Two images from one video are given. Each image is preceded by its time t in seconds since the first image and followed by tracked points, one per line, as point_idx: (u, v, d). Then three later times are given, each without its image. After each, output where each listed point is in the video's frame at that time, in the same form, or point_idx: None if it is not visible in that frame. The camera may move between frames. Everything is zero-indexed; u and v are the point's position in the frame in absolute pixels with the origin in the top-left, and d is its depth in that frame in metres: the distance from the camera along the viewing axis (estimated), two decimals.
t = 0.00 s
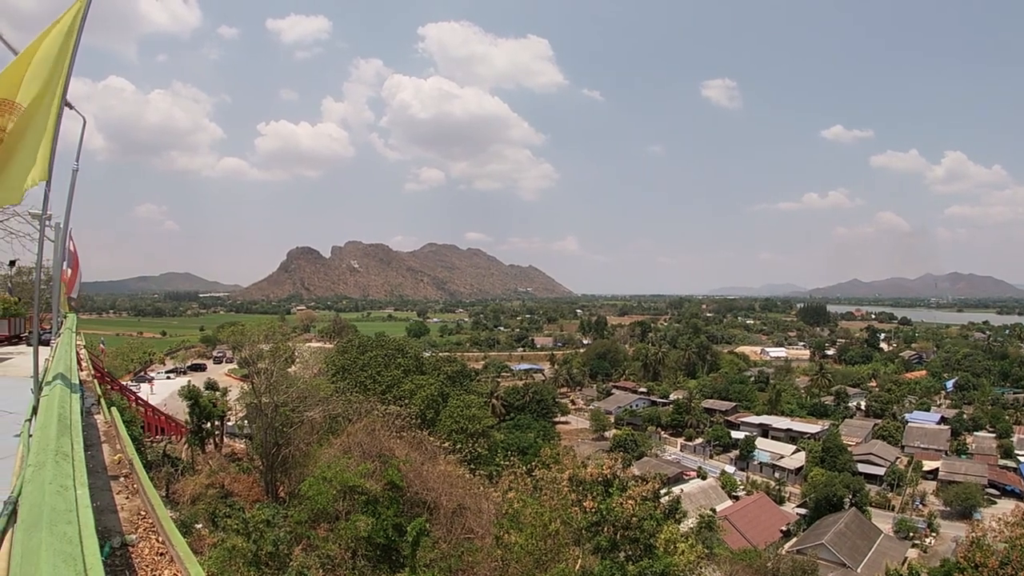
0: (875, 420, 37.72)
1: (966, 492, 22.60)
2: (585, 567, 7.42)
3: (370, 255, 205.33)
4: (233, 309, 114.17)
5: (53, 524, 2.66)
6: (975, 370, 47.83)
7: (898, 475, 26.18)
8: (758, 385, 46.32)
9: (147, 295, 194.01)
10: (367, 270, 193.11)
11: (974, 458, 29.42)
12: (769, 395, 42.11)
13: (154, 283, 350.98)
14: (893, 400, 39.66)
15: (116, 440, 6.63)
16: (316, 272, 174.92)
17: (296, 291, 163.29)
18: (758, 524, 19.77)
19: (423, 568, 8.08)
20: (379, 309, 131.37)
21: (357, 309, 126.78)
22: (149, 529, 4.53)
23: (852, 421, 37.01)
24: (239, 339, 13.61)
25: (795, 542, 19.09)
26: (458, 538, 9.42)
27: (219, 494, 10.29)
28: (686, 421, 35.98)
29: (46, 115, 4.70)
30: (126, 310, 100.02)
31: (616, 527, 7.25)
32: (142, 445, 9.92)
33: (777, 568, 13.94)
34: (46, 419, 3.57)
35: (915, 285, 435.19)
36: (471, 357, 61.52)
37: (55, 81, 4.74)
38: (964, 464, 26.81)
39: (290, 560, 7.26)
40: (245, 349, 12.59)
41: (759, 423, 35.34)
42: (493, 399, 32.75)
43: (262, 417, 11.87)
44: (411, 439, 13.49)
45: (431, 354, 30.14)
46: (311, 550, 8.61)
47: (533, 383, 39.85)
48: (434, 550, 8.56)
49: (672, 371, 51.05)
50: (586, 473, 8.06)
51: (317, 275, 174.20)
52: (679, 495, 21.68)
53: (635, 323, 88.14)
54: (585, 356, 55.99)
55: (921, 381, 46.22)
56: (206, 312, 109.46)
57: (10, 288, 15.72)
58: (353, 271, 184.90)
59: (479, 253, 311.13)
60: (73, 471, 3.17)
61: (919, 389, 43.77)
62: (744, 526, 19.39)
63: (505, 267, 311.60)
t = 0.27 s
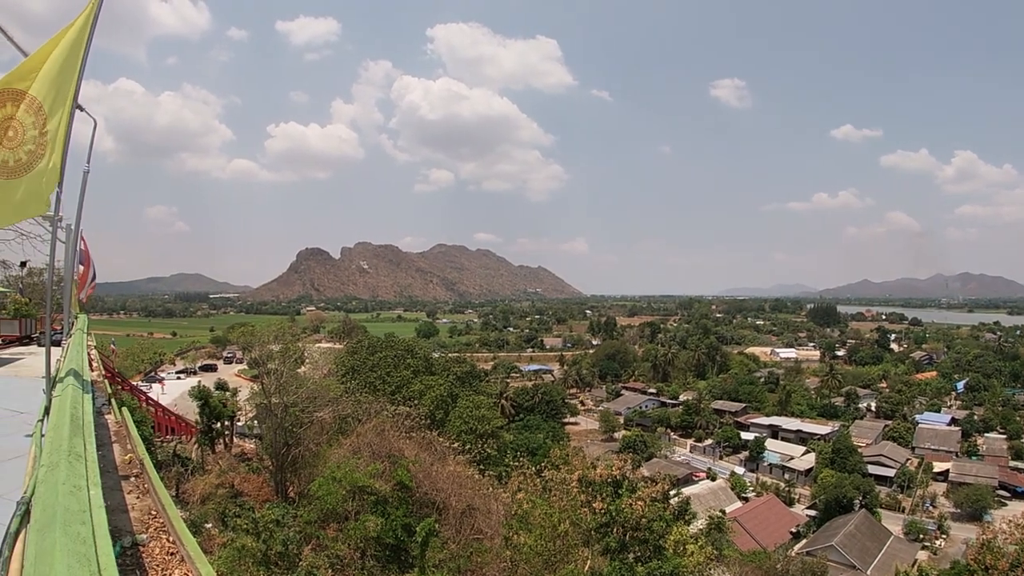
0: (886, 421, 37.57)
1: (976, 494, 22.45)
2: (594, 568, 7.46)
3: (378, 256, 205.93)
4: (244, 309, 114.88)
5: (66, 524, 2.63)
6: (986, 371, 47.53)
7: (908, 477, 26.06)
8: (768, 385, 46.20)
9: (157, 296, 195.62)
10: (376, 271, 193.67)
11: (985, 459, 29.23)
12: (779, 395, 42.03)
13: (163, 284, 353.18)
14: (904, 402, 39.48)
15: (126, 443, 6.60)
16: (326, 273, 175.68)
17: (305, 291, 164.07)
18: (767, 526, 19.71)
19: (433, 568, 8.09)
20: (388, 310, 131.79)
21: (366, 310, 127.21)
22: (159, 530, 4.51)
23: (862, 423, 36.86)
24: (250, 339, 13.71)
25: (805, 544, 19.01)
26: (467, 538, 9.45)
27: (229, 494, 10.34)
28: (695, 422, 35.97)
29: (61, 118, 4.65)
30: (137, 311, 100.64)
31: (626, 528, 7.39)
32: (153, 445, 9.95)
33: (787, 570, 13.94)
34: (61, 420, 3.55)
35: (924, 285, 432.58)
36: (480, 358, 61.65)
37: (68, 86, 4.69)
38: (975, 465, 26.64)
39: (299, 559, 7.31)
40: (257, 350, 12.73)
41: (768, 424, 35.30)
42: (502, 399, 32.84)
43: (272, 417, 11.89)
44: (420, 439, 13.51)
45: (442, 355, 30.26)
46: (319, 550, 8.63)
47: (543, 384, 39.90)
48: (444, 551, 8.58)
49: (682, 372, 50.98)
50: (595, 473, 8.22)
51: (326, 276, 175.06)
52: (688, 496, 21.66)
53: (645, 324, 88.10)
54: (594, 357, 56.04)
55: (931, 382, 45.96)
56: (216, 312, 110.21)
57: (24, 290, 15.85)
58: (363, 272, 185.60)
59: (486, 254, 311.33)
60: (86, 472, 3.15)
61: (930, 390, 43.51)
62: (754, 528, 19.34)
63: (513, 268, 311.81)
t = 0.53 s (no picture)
0: (896, 422, 37.40)
1: (987, 497, 22.31)
2: (603, 570, 7.48)
3: (386, 257, 206.54)
4: (255, 310, 115.43)
5: (80, 524, 2.63)
6: (998, 372, 47.16)
7: (919, 479, 25.91)
8: (778, 386, 46.04)
9: (167, 296, 196.82)
10: (387, 271, 193.97)
11: (996, 462, 29.02)
12: (789, 397, 41.89)
13: (173, 284, 355.36)
14: (915, 403, 39.27)
15: (137, 442, 6.62)
16: (335, 273, 176.52)
17: (315, 292, 164.77)
18: (777, 528, 19.64)
19: (442, 569, 8.12)
20: (398, 311, 132.12)
21: (375, 311, 127.59)
22: (170, 530, 4.51)
23: (873, 424, 36.70)
24: (261, 340, 13.79)
25: (815, 546, 18.92)
26: (476, 539, 9.49)
27: (238, 494, 10.41)
28: (705, 423, 35.92)
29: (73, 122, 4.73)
30: (147, 312, 101.21)
31: (635, 529, 7.46)
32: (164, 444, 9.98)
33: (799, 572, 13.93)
34: (73, 419, 3.54)
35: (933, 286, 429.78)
36: (490, 359, 61.78)
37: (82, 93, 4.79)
38: (986, 467, 26.45)
39: (308, 559, 7.35)
40: (267, 350, 12.78)
41: (779, 425, 35.20)
42: (512, 400, 32.87)
43: (283, 417, 11.94)
44: (430, 440, 13.55)
45: (453, 356, 30.32)
46: (328, 550, 8.64)
47: (553, 385, 39.94)
48: (453, 551, 8.60)
49: (692, 373, 50.89)
50: (605, 475, 8.17)
51: (336, 276, 175.85)
52: (697, 498, 21.60)
53: (655, 324, 87.94)
54: (604, 358, 56.04)
55: (942, 384, 45.66)
56: (227, 313, 110.76)
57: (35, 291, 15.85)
58: (372, 272, 186.18)
59: (494, 254, 311.85)
60: (99, 472, 3.14)
61: (941, 392, 43.25)
62: (764, 529, 19.27)
63: (520, 268, 311.92)
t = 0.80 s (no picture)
0: (907, 424, 37.24)
1: (998, 499, 22.14)
2: (612, 570, 7.45)
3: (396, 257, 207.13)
4: (265, 310, 116.00)
5: (92, 525, 2.63)
6: (1010, 373, 46.79)
7: (929, 481, 25.76)
8: (788, 387, 45.89)
9: (177, 296, 198.36)
10: (396, 271, 194.48)
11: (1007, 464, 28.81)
12: (799, 398, 41.76)
13: (181, 284, 357.43)
14: (925, 404, 39.07)
15: (149, 442, 6.65)
16: (345, 273, 177.40)
17: (323, 292, 165.48)
18: (787, 529, 19.56)
19: (450, 569, 8.13)
20: (407, 311, 132.49)
21: (384, 311, 127.94)
22: (180, 528, 4.52)
23: (883, 426, 36.52)
24: (270, 340, 13.83)
25: (825, 548, 18.83)
26: (485, 539, 9.48)
27: (247, 493, 10.47)
28: (715, 424, 35.87)
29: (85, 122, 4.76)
30: (157, 312, 101.84)
31: (644, 530, 7.40)
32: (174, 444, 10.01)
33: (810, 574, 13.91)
34: (85, 419, 3.54)
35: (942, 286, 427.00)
36: (499, 359, 61.90)
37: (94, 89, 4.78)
38: (997, 469, 26.27)
39: (317, 559, 7.38)
40: (276, 348, 12.82)
41: (789, 427, 35.12)
42: (522, 401, 32.92)
43: (292, 417, 11.97)
44: (439, 440, 13.55)
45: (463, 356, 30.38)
46: (338, 549, 8.68)
47: (562, 385, 39.99)
48: (462, 551, 8.62)
49: (701, 374, 50.79)
50: (614, 476, 8.01)
51: (345, 276, 176.66)
52: (707, 499, 21.55)
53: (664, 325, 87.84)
54: (613, 358, 56.05)
55: (953, 386, 45.35)
56: (236, 313, 111.30)
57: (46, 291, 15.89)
58: (382, 272, 186.81)
59: (502, 254, 312.29)
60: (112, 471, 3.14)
61: (952, 393, 42.98)
62: (773, 531, 19.19)
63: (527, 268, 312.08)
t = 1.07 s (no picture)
0: (918, 425, 37.11)
1: (1008, 501, 22.00)
2: (621, 572, 7.41)
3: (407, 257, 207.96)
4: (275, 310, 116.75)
5: (107, 526, 2.63)
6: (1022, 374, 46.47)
7: (940, 483, 25.63)
8: (798, 388, 45.78)
9: (188, 296, 199.81)
10: (405, 272, 194.97)
11: (1018, 465, 28.61)
12: (809, 399, 41.66)
13: (191, 285, 359.98)
14: (936, 406, 38.91)
15: (159, 441, 6.66)
16: (354, 274, 178.21)
17: (332, 293, 166.37)
18: (797, 531, 19.50)
19: (459, 569, 8.15)
20: (416, 312, 132.96)
21: (392, 311, 128.38)
22: (191, 528, 4.54)
23: (893, 427, 36.38)
24: (281, 340, 13.89)
25: (834, 550, 18.76)
26: (494, 539, 9.47)
27: (258, 493, 10.51)
28: (725, 425, 35.85)
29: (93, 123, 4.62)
30: (168, 312, 102.59)
31: (653, 532, 7.43)
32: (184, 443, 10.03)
33: None
34: (98, 419, 3.55)
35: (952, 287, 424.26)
36: (509, 359, 62.09)
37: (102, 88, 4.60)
38: (1008, 471, 26.09)
39: (326, 559, 7.41)
40: (286, 348, 12.85)
41: (799, 428, 35.06)
42: (532, 401, 32.98)
43: (302, 417, 12.00)
44: (449, 441, 13.57)
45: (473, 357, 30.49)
46: (347, 549, 8.70)
47: (571, 386, 40.08)
48: (471, 552, 8.64)
49: (711, 375, 50.79)
50: (623, 477, 8.17)
51: (355, 277, 177.62)
52: (716, 500, 21.51)
53: (674, 325, 87.81)
54: (623, 359, 56.10)
55: (965, 386, 45.09)
56: (247, 313, 112.01)
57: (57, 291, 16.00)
58: (392, 273, 187.44)
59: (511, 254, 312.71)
60: (126, 472, 3.15)
61: (963, 394, 42.74)
62: (783, 533, 19.13)
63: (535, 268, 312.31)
